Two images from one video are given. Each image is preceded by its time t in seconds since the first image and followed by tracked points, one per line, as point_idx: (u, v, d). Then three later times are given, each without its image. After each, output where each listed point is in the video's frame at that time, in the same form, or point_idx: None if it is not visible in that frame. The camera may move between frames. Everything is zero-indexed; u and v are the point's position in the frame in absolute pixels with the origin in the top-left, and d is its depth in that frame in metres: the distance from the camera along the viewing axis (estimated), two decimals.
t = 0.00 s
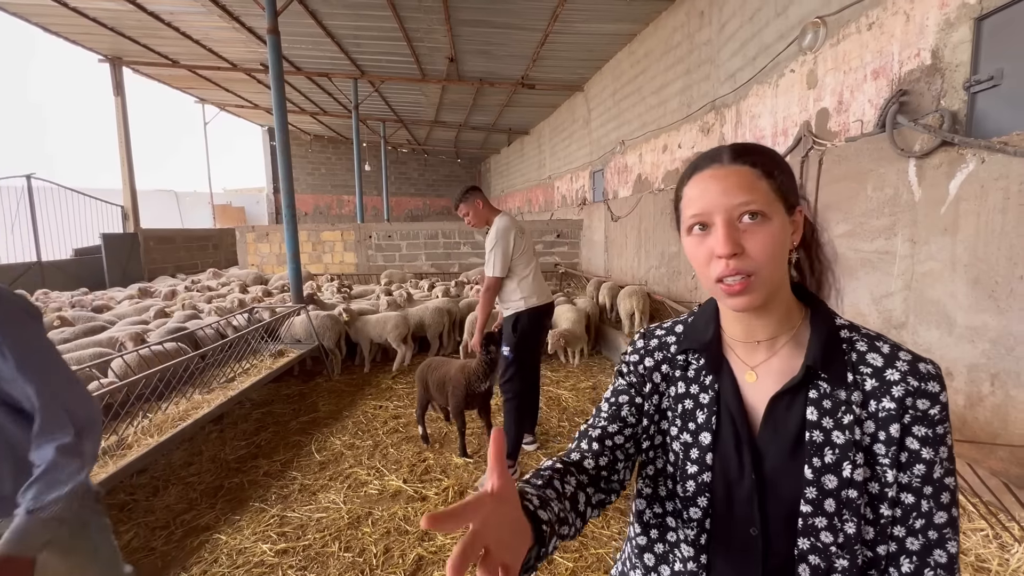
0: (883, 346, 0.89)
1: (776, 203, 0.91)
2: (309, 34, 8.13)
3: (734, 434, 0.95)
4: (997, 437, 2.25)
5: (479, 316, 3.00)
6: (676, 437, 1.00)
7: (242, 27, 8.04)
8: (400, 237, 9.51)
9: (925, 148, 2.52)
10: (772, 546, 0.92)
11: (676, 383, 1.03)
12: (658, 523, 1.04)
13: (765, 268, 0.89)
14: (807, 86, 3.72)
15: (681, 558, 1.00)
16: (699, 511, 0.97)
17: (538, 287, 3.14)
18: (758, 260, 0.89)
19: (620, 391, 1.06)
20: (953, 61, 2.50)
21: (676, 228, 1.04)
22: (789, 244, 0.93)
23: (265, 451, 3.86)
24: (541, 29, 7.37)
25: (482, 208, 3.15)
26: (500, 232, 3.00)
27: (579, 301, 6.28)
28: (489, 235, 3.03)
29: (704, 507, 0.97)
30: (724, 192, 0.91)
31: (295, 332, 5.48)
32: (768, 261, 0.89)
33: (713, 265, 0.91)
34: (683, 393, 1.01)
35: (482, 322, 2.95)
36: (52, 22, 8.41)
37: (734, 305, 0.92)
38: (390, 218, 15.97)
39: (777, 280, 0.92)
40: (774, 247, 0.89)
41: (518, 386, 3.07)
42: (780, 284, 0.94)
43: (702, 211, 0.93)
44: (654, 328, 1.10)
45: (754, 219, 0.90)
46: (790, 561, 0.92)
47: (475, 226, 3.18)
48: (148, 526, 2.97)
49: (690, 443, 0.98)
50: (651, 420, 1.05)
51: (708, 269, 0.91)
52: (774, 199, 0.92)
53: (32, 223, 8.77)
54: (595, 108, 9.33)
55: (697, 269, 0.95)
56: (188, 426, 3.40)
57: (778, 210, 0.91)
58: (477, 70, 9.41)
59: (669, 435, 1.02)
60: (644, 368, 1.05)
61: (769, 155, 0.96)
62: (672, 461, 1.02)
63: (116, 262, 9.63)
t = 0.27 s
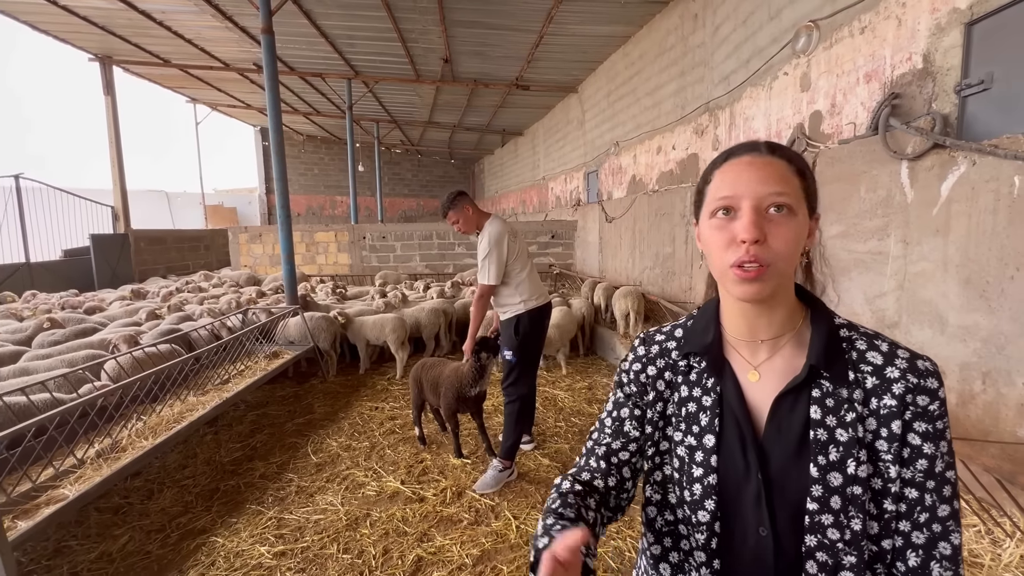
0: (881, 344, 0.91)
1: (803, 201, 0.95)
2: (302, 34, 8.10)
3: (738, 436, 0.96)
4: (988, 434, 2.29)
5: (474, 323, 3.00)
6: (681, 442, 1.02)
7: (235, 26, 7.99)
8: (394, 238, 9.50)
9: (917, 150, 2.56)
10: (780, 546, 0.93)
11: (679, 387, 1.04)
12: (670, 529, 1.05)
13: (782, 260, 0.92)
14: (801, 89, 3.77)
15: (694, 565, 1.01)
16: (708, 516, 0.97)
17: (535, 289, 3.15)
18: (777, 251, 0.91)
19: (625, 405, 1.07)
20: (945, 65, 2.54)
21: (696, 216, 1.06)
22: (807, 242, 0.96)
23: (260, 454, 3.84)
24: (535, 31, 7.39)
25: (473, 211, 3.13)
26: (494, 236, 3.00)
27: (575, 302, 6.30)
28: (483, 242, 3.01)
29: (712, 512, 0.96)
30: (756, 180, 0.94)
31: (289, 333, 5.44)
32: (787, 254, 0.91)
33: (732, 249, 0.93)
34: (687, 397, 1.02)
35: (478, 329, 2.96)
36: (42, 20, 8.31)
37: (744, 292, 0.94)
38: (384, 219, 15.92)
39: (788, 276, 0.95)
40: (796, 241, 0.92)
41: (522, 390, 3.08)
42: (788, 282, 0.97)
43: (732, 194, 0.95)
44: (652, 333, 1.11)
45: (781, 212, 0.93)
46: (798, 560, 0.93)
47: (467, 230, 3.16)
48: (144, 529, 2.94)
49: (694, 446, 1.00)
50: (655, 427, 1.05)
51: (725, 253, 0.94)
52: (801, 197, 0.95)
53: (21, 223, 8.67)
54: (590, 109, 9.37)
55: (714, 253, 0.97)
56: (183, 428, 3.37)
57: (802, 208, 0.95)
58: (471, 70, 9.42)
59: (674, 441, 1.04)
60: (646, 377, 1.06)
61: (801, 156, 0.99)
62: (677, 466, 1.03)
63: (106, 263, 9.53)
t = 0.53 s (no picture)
0: (884, 349, 0.94)
1: (766, 211, 0.95)
2: (297, 34, 8.07)
3: (736, 436, 0.99)
4: (977, 433, 2.33)
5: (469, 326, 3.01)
6: (682, 440, 1.05)
7: (229, 26, 7.95)
8: (389, 239, 9.48)
9: (908, 154, 2.61)
10: (774, 544, 0.95)
11: (681, 387, 1.07)
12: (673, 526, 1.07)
13: (728, 270, 0.95)
14: (793, 92, 3.81)
15: (690, 561, 1.03)
16: (703, 512, 1.00)
17: (530, 290, 3.16)
18: (723, 259, 0.95)
19: (625, 407, 1.10)
20: (934, 70, 2.59)
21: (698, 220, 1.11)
22: (776, 253, 0.96)
23: (255, 456, 3.82)
24: (530, 33, 7.41)
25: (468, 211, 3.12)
26: (488, 238, 3.00)
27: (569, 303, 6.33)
28: (478, 243, 3.02)
29: (708, 507, 0.99)
30: (717, 192, 0.98)
31: (283, 335, 5.41)
32: (734, 263, 0.94)
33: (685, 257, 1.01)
34: (689, 396, 1.05)
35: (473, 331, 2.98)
36: (32, 18, 8.24)
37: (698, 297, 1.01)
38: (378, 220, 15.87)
39: (747, 284, 0.96)
40: (746, 251, 0.94)
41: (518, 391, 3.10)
42: (758, 291, 0.98)
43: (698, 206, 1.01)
44: (658, 334, 1.14)
45: (736, 224, 0.95)
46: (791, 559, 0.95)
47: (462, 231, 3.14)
48: (138, 532, 2.92)
49: (694, 444, 1.03)
50: (656, 425, 1.09)
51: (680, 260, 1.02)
52: (764, 209, 0.95)
53: (9, 224, 8.56)
54: (584, 111, 9.40)
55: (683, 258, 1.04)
56: (178, 430, 3.35)
57: (764, 220, 0.95)
58: (466, 72, 9.42)
59: (675, 439, 1.07)
60: (649, 377, 1.08)
61: (790, 162, 0.98)
62: (677, 463, 1.06)
63: (96, 263, 9.44)
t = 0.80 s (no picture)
0: (891, 354, 0.94)
1: (797, 210, 0.97)
2: (293, 35, 8.06)
3: (736, 429, 1.01)
4: (971, 432, 2.36)
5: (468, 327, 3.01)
6: (684, 429, 1.07)
7: (225, 27, 7.92)
8: (385, 240, 9.47)
9: (902, 157, 2.64)
10: (766, 535, 0.97)
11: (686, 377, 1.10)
12: (671, 509, 1.10)
13: (768, 265, 0.94)
14: (789, 96, 3.84)
15: (680, 544, 1.06)
16: (700, 498, 1.03)
17: (529, 291, 3.17)
18: (763, 257, 0.94)
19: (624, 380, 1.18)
20: (928, 75, 2.62)
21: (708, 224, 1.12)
22: (804, 251, 0.97)
23: (252, 457, 3.81)
24: (527, 35, 7.44)
25: (469, 210, 3.14)
26: (489, 238, 3.00)
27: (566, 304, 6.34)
28: (478, 243, 3.03)
29: (705, 494, 1.03)
30: (747, 193, 0.98)
31: (279, 336, 5.39)
32: (773, 261, 0.94)
33: (721, 255, 0.98)
34: (692, 387, 1.08)
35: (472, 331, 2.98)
36: (26, 18, 8.19)
37: (733, 295, 0.99)
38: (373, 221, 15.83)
39: (781, 282, 0.97)
40: (784, 248, 0.94)
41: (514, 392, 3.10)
42: (786, 289, 0.99)
43: (725, 206, 1.00)
44: (672, 325, 1.18)
45: (770, 222, 0.96)
46: (781, 552, 0.97)
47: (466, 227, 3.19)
48: (135, 535, 2.91)
49: (695, 433, 1.05)
50: (658, 409, 1.13)
51: (715, 258, 0.99)
52: (795, 208, 0.97)
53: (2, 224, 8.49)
54: (580, 112, 9.43)
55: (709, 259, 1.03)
56: (175, 432, 3.34)
57: (797, 218, 0.96)
58: (463, 73, 9.43)
59: (677, 426, 1.09)
60: (654, 361, 1.14)
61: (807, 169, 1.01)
62: (678, 449, 1.09)
63: (90, 264, 9.37)
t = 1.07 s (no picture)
0: (893, 354, 0.95)
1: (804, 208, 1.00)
2: (292, 36, 8.06)
3: (740, 426, 1.03)
4: (967, 433, 2.38)
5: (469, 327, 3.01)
6: (686, 423, 1.09)
7: (223, 27, 7.91)
8: (383, 241, 9.46)
9: (899, 160, 2.66)
10: (772, 530, 0.98)
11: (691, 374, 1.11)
12: (664, 497, 1.13)
13: (800, 263, 0.95)
14: (786, 98, 3.87)
15: (678, 531, 1.08)
16: (701, 492, 1.04)
17: (529, 292, 3.18)
18: (793, 255, 0.95)
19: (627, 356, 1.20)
20: (924, 79, 2.65)
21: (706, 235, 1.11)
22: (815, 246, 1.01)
23: (250, 459, 3.80)
24: (525, 37, 7.46)
25: (472, 209, 3.16)
26: (490, 237, 3.02)
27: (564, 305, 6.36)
28: (480, 242, 3.04)
29: (706, 488, 1.04)
30: (758, 197, 0.99)
31: (277, 337, 5.37)
32: (803, 258, 0.95)
33: (752, 261, 0.96)
34: (697, 384, 1.09)
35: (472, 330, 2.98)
36: (23, 18, 8.17)
37: (769, 300, 0.97)
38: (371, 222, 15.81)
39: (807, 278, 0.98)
40: (808, 244, 0.96)
41: (514, 392, 3.10)
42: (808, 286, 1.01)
43: (739, 214, 1.00)
44: (680, 319, 1.19)
45: (787, 221, 0.98)
46: (789, 549, 0.98)
47: (470, 225, 3.22)
48: (133, 536, 2.90)
49: (698, 428, 1.07)
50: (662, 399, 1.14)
51: (747, 264, 0.96)
52: (803, 206, 1.00)
53: None
54: (578, 114, 9.46)
55: (734, 268, 1.01)
56: (173, 433, 3.32)
57: (807, 216, 1.00)
58: (461, 75, 9.44)
59: (680, 419, 1.10)
60: (660, 350, 1.15)
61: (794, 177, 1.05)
62: (679, 443, 1.10)
63: (86, 265, 9.32)
